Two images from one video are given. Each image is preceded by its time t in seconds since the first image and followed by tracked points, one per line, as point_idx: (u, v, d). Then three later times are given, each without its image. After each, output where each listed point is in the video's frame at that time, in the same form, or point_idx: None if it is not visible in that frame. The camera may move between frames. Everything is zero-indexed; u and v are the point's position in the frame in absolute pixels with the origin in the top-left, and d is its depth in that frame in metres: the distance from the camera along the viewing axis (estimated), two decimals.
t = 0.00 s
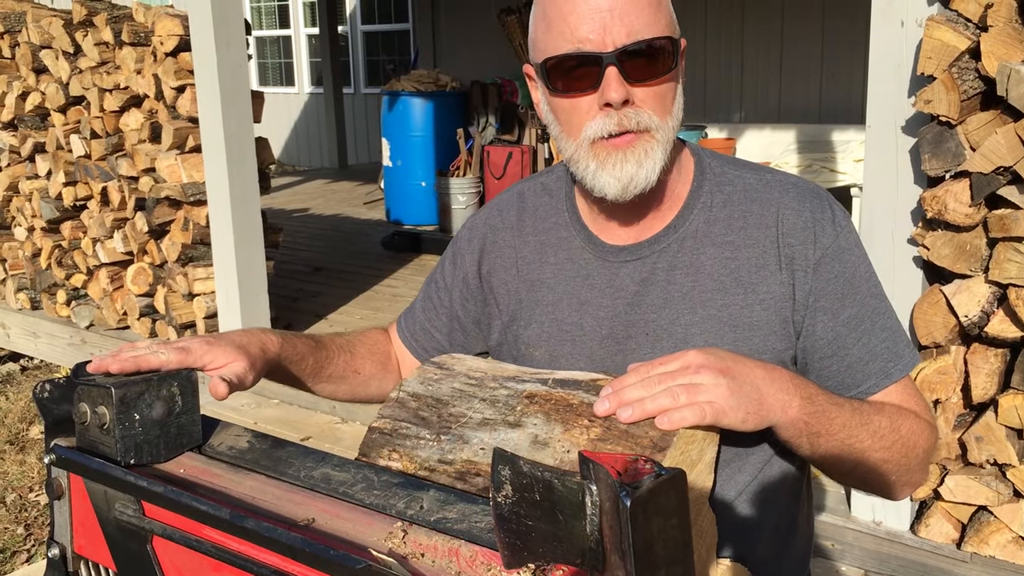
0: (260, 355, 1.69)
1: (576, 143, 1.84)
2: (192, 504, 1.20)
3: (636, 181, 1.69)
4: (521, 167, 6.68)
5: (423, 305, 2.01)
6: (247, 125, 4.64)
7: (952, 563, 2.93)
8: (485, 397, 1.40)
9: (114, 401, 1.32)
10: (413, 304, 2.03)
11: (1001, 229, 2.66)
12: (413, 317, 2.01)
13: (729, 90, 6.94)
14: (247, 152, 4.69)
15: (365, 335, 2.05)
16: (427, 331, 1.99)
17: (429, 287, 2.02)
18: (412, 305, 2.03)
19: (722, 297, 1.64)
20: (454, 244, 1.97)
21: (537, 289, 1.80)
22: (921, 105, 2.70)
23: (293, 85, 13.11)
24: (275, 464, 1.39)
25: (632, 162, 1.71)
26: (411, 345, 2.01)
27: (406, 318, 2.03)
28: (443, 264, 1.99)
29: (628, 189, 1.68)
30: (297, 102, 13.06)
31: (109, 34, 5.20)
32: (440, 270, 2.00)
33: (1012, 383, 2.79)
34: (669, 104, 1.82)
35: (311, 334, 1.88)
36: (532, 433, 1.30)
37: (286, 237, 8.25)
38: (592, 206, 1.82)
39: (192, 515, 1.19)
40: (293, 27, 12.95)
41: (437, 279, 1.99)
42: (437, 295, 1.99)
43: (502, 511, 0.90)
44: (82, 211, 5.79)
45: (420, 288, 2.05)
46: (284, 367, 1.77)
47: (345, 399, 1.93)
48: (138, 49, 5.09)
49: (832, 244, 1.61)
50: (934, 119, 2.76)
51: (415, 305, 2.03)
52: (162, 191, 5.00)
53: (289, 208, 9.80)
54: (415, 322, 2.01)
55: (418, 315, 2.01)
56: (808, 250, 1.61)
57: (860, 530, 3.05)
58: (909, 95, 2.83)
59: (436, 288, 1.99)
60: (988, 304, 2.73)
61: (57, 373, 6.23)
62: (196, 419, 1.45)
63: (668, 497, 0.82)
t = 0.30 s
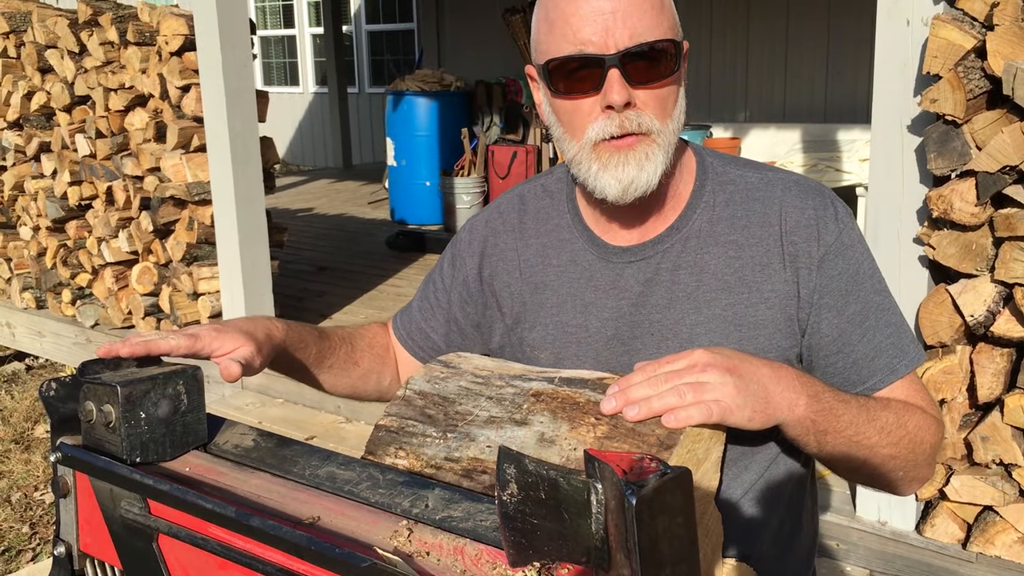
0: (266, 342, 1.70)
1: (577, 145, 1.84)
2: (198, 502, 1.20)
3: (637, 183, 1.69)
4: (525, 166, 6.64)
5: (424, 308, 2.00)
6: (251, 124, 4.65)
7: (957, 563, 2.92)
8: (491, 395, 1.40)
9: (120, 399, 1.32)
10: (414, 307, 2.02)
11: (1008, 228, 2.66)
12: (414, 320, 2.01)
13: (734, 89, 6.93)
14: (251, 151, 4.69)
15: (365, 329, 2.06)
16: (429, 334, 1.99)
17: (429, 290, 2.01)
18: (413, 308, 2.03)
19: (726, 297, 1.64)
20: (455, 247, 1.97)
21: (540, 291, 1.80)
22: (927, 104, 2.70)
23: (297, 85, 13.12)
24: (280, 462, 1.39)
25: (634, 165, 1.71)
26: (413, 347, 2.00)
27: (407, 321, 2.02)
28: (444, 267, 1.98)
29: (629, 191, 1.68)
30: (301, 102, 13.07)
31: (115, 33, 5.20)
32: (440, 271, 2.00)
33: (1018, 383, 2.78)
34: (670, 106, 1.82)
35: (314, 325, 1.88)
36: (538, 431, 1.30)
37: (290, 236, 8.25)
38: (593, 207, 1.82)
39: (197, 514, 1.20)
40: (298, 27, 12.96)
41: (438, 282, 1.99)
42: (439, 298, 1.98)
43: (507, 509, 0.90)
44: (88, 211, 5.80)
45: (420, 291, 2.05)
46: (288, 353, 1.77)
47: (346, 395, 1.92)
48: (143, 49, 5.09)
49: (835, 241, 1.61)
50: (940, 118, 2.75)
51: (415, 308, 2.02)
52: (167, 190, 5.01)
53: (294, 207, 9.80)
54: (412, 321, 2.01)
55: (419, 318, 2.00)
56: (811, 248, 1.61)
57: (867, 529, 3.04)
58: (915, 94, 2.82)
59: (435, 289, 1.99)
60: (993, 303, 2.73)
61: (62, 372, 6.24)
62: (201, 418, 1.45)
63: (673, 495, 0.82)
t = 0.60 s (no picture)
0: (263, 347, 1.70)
1: (575, 152, 1.84)
2: (202, 500, 1.20)
3: (637, 191, 1.69)
4: (527, 165, 6.64)
5: (422, 317, 2.00)
6: (253, 124, 4.66)
7: (958, 562, 2.92)
8: (497, 393, 1.41)
9: (124, 398, 1.32)
10: (412, 315, 2.02)
11: (1009, 227, 2.66)
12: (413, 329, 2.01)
13: (736, 88, 6.93)
14: (253, 150, 4.70)
15: (364, 338, 2.06)
16: (428, 342, 1.99)
17: (428, 298, 2.01)
18: (411, 316, 2.03)
19: (727, 301, 1.64)
20: (453, 255, 1.97)
21: (541, 298, 1.81)
22: (928, 104, 2.70)
23: (299, 84, 13.13)
24: (284, 461, 1.40)
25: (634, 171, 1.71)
26: (411, 355, 2.00)
27: (406, 329, 2.03)
28: (443, 275, 1.99)
29: (630, 200, 1.68)
30: (303, 101, 13.08)
31: (117, 33, 5.21)
32: (439, 280, 2.00)
33: (1019, 382, 2.79)
34: (667, 111, 1.83)
35: (314, 336, 1.89)
36: (543, 428, 1.30)
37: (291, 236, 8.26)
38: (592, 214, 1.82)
39: (201, 512, 1.20)
40: (299, 26, 12.97)
41: (436, 291, 1.99)
42: (438, 306, 1.98)
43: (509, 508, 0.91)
44: (90, 210, 5.81)
45: (419, 298, 2.05)
46: (286, 363, 1.77)
47: (344, 394, 1.92)
48: (145, 48, 5.10)
49: (834, 244, 1.62)
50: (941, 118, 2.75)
51: (413, 317, 2.02)
52: (169, 190, 5.01)
53: (296, 207, 9.81)
54: (411, 331, 2.00)
55: (418, 327, 2.00)
56: (811, 251, 1.62)
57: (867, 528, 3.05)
58: (916, 93, 2.82)
59: (434, 299, 1.99)
60: (995, 303, 2.73)
61: (64, 371, 6.26)
62: (205, 417, 1.45)
63: (675, 493, 0.82)
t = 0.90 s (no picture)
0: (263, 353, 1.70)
1: (564, 158, 1.85)
2: (200, 500, 1.20)
3: (625, 196, 1.69)
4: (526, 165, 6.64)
5: (417, 324, 2.00)
6: (253, 123, 4.65)
7: (958, 562, 2.92)
8: (496, 393, 1.40)
9: (122, 398, 1.32)
10: (407, 323, 2.02)
11: (1009, 227, 2.65)
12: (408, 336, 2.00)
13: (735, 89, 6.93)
14: (252, 150, 4.70)
15: (365, 346, 2.06)
16: (423, 348, 1.98)
17: (423, 305, 2.01)
18: (406, 323, 2.02)
19: (722, 302, 1.64)
20: (447, 261, 1.96)
21: (536, 302, 1.81)
22: (927, 104, 2.70)
23: (298, 84, 13.13)
24: (282, 461, 1.39)
25: (621, 179, 1.71)
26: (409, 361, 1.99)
27: (402, 336, 2.02)
28: (437, 282, 1.98)
29: (618, 205, 1.68)
30: (302, 101, 13.08)
31: (116, 33, 5.21)
32: (434, 286, 2.00)
33: (1019, 382, 2.79)
34: (655, 113, 1.82)
35: (314, 341, 1.89)
36: (542, 428, 1.30)
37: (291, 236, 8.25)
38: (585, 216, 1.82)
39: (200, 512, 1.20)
40: (299, 26, 12.97)
41: (431, 298, 1.99)
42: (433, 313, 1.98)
43: (508, 508, 0.90)
44: (89, 210, 5.81)
45: (414, 305, 2.04)
46: (285, 369, 1.77)
47: (343, 401, 1.91)
48: (144, 48, 5.10)
49: (829, 243, 1.61)
50: (940, 118, 2.75)
51: (408, 325, 2.02)
52: (168, 189, 5.01)
53: (295, 207, 9.81)
54: (410, 339, 2.00)
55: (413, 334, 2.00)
56: (805, 251, 1.62)
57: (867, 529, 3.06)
58: (915, 93, 2.82)
59: (430, 305, 1.99)
60: (994, 303, 2.73)
61: (64, 372, 6.25)
62: (203, 416, 1.45)
63: (675, 493, 0.82)
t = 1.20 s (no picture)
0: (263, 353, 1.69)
1: (560, 154, 1.84)
2: (199, 500, 1.19)
3: (621, 193, 1.68)
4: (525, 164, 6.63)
5: (415, 327, 1.99)
6: (252, 122, 4.65)
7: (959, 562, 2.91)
8: (497, 392, 1.40)
9: (121, 398, 1.31)
10: (403, 326, 2.01)
11: (1009, 226, 2.64)
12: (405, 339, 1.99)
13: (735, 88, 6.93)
14: (251, 149, 4.69)
15: (362, 348, 2.05)
16: (421, 350, 1.97)
17: (419, 308, 2.00)
18: (403, 327, 2.01)
19: (721, 298, 1.64)
20: (443, 262, 1.96)
21: (534, 302, 1.80)
22: (928, 102, 2.70)
23: (297, 83, 13.13)
24: (282, 461, 1.39)
25: (616, 176, 1.70)
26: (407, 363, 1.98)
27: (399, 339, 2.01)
28: (434, 284, 1.97)
29: (613, 203, 1.68)
30: (302, 100, 13.07)
31: (115, 31, 5.20)
32: (431, 288, 1.99)
33: (1020, 381, 2.78)
34: (652, 110, 1.82)
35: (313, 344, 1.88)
36: (543, 428, 1.29)
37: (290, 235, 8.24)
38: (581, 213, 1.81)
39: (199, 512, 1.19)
40: (298, 24, 12.97)
41: (427, 300, 1.98)
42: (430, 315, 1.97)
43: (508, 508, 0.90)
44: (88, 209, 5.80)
45: (411, 308, 2.04)
46: (285, 371, 1.76)
47: (343, 403, 1.91)
48: (143, 47, 5.09)
49: (826, 238, 1.61)
50: (941, 116, 2.75)
51: (405, 328, 2.01)
52: (167, 188, 5.00)
53: (294, 206, 9.80)
54: (404, 339, 2.00)
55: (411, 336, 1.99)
56: (802, 246, 1.62)
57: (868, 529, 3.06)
58: (916, 92, 2.82)
59: (427, 307, 1.98)
60: (995, 301, 2.72)
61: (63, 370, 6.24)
62: (202, 416, 1.45)
63: (676, 493, 0.81)
